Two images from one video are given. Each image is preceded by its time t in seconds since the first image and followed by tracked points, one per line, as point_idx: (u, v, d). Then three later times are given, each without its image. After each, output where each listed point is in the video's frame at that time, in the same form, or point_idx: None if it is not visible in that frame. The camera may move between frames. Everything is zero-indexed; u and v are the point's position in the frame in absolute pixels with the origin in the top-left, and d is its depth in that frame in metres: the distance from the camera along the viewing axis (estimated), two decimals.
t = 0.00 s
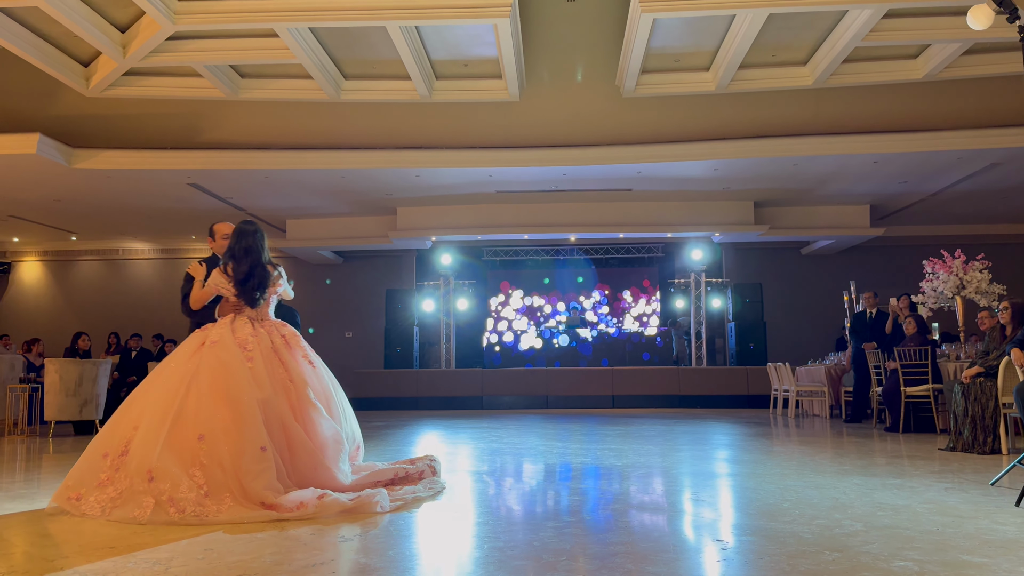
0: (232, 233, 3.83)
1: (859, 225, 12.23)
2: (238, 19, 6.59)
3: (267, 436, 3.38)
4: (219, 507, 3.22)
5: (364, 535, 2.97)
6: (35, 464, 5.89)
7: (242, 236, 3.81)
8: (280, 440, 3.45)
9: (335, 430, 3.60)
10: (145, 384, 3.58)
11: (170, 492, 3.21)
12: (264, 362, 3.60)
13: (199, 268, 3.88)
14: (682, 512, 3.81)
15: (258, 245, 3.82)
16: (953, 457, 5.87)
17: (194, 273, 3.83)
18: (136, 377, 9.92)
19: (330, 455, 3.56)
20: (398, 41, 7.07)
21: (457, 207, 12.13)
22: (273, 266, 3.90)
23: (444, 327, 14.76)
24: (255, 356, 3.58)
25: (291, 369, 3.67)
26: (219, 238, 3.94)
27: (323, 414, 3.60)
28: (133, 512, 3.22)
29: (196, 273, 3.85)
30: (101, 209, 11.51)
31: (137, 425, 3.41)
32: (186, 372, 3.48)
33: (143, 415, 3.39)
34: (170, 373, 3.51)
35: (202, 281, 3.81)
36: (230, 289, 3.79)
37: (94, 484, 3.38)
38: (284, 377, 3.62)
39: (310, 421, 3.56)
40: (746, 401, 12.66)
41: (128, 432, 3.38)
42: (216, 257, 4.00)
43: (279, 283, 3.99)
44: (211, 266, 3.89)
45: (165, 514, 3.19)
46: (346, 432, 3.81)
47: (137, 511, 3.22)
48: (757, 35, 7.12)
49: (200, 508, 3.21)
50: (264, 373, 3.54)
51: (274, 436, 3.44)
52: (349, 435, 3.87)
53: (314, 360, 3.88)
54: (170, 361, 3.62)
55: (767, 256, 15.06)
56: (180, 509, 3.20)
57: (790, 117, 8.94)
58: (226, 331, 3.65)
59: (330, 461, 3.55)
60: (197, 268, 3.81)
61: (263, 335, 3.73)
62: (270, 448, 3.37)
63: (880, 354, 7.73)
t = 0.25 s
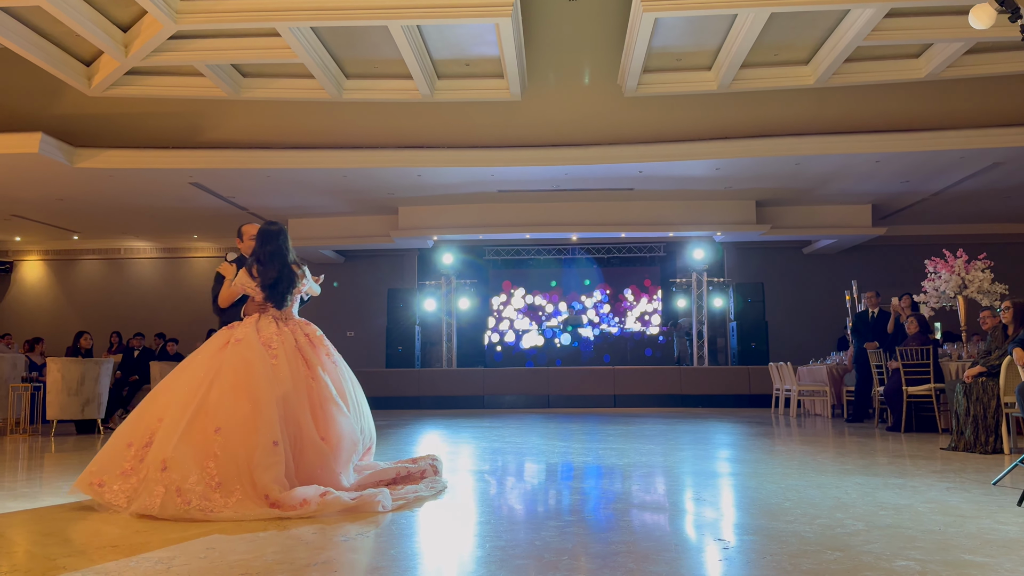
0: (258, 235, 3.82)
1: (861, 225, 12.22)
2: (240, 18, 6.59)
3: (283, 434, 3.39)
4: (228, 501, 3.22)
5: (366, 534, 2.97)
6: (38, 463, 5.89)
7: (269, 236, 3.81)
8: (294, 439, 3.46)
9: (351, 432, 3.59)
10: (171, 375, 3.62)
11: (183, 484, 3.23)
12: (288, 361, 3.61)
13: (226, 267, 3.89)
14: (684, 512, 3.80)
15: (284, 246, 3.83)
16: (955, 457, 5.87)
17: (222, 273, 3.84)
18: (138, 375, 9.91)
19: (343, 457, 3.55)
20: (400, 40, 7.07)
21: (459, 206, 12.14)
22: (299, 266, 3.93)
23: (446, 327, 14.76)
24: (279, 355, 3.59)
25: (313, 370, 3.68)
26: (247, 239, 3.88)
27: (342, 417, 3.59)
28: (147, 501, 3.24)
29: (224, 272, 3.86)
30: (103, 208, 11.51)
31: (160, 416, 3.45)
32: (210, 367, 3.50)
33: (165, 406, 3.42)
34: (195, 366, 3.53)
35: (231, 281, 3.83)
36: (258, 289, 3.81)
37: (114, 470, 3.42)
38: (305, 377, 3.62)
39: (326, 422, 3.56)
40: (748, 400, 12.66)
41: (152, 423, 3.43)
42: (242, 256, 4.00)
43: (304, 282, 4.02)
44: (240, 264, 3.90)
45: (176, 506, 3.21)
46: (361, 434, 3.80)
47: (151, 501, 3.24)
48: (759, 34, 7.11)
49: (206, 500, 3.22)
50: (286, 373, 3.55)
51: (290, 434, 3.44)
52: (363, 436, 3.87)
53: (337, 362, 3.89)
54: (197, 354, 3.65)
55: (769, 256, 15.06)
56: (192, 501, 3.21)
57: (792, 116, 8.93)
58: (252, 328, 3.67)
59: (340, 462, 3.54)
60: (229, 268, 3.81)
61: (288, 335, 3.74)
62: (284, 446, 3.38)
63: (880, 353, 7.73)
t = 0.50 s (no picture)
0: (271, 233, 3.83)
1: (863, 224, 12.21)
2: (240, 17, 6.59)
3: (288, 431, 3.40)
4: (235, 499, 3.26)
5: (367, 534, 2.97)
6: (40, 462, 5.90)
7: (281, 235, 3.81)
8: (300, 436, 3.46)
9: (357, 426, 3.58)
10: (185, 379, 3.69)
11: (192, 485, 3.29)
12: (291, 359, 3.62)
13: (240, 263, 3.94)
14: (685, 511, 3.80)
15: (295, 246, 3.83)
16: (956, 456, 5.86)
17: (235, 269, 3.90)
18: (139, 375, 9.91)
19: (349, 452, 3.54)
20: (401, 39, 7.07)
21: (460, 206, 12.14)
22: (310, 267, 3.92)
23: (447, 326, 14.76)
24: (283, 354, 3.60)
25: (318, 366, 3.68)
26: (259, 238, 3.92)
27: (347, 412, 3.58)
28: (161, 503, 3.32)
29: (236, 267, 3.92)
30: (104, 207, 11.51)
31: (172, 419, 3.51)
32: (217, 368, 3.55)
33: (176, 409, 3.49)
34: (204, 369, 3.59)
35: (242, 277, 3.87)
36: (265, 287, 3.83)
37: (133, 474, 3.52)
38: (309, 374, 3.63)
39: (332, 419, 3.56)
40: (748, 400, 12.66)
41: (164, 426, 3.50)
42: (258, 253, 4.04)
43: (315, 281, 4.01)
44: (251, 262, 3.94)
45: (187, 506, 3.27)
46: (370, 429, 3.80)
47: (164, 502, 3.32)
48: (760, 33, 7.11)
49: (213, 499, 3.27)
50: (289, 371, 3.56)
51: (294, 431, 3.45)
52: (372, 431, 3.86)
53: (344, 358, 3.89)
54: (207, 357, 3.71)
55: (770, 255, 15.06)
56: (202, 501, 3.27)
57: (793, 116, 8.93)
58: (257, 328, 3.70)
59: (347, 458, 3.53)
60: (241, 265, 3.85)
61: (292, 333, 3.75)
62: (290, 444, 3.40)
63: (881, 353, 7.73)
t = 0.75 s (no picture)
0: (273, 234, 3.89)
1: (863, 224, 12.21)
2: (240, 16, 6.58)
3: (283, 431, 3.44)
4: (235, 499, 3.31)
5: (366, 533, 2.96)
6: (39, 461, 5.90)
7: (282, 235, 3.87)
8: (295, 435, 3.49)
9: (351, 422, 3.59)
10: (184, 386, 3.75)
11: (191, 488, 3.34)
12: (282, 360, 3.66)
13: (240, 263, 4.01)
14: (686, 511, 3.80)
15: (296, 247, 3.89)
16: (956, 455, 5.86)
17: (235, 269, 3.97)
18: (139, 374, 9.90)
19: (346, 449, 3.55)
20: (401, 38, 7.06)
21: (460, 205, 12.14)
22: (311, 268, 3.98)
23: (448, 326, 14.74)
24: (273, 356, 3.65)
25: (310, 366, 3.71)
26: (259, 239, 3.94)
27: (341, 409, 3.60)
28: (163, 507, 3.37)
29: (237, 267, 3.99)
30: (105, 207, 11.51)
31: (170, 425, 3.55)
32: (212, 372, 3.60)
33: (174, 415, 3.54)
34: (199, 375, 3.64)
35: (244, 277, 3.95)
36: (263, 285, 3.92)
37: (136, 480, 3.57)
38: (300, 374, 3.66)
39: (326, 417, 3.57)
40: (749, 399, 12.65)
41: (163, 432, 3.55)
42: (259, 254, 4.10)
43: (315, 283, 4.05)
44: (251, 262, 3.99)
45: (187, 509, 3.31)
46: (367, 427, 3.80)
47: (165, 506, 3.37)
48: (761, 32, 7.10)
49: (214, 499, 3.31)
50: (279, 372, 3.60)
51: (289, 431, 3.48)
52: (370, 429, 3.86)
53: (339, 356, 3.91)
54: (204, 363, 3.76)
55: (770, 254, 15.05)
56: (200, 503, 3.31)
57: (794, 115, 8.93)
58: (249, 331, 3.76)
59: (344, 454, 3.53)
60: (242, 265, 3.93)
61: (283, 334, 3.79)
62: (285, 443, 3.43)
63: (881, 353, 7.73)
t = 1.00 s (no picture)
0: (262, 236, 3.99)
1: (863, 223, 12.21)
2: (240, 16, 6.57)
3: (272, 430, 3.47)
4: (228, 499, 3.33)
5: (366, 532, 2.97)
6: (39, 461, 5.90)
7: (272, 237, 3.97)
8: (283, 434, 3.52)
9: (340, 419, 3.63)
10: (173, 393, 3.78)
11: (183, 491, 3.36)
12: (267, 362, 3.70)
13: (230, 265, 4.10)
14: (686, 510, 3.80)
15: (285, 249, 3.97)
16: (956, 454, 5.86)
17: (224, 271, 4.06)
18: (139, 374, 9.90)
19: (334, 446, 3.56)
20: (401, 37, 7.06)
21: (461, 204, 12.14)
22: (300, 271, 4.05)
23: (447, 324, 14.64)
24: (258, 357, 3.69)
25: (296, 366, 3.74)
26: (250, 241, 4.05)
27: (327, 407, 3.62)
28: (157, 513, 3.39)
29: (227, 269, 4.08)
30: (105, 206, 11.52)
31: (160, 431, 3.58)
32: (200, 376, 3.63)
33: (164, 422, 3.57)
34: (187, 380, 3.67)
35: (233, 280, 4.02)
36: (252, 287, 3.97)
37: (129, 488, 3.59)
38: (286, 374, 3.69)
39: (314, 415, 3.60)
40: (749, 399, 12.63)
41: (154, 439, 3.57)
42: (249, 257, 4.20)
43: (305, 285, 4.13)
44: (241, 264, 4.08)
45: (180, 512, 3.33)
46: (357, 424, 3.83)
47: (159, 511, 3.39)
48: (761, 31, 7.10)
49: (207, 500, 3.33)
50: (265, 373, 3.64)
51: (278, 430, 3.51)
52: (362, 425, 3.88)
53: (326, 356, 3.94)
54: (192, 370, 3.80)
55: (771, 254, 15.06)
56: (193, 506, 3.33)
57: (793, 115, 8.93)
58: (234, 334, 3.80)
59: (333, 452, 3.54)
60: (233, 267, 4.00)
61: (268, 335, 3.83)
62: (275, 442, 3.47)
63: (881, 352, 7.72)
